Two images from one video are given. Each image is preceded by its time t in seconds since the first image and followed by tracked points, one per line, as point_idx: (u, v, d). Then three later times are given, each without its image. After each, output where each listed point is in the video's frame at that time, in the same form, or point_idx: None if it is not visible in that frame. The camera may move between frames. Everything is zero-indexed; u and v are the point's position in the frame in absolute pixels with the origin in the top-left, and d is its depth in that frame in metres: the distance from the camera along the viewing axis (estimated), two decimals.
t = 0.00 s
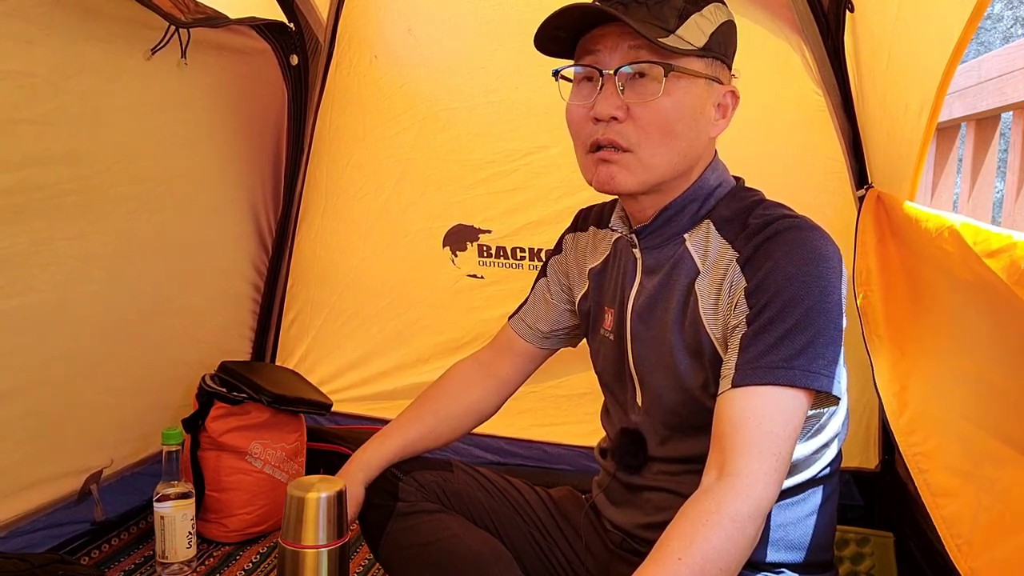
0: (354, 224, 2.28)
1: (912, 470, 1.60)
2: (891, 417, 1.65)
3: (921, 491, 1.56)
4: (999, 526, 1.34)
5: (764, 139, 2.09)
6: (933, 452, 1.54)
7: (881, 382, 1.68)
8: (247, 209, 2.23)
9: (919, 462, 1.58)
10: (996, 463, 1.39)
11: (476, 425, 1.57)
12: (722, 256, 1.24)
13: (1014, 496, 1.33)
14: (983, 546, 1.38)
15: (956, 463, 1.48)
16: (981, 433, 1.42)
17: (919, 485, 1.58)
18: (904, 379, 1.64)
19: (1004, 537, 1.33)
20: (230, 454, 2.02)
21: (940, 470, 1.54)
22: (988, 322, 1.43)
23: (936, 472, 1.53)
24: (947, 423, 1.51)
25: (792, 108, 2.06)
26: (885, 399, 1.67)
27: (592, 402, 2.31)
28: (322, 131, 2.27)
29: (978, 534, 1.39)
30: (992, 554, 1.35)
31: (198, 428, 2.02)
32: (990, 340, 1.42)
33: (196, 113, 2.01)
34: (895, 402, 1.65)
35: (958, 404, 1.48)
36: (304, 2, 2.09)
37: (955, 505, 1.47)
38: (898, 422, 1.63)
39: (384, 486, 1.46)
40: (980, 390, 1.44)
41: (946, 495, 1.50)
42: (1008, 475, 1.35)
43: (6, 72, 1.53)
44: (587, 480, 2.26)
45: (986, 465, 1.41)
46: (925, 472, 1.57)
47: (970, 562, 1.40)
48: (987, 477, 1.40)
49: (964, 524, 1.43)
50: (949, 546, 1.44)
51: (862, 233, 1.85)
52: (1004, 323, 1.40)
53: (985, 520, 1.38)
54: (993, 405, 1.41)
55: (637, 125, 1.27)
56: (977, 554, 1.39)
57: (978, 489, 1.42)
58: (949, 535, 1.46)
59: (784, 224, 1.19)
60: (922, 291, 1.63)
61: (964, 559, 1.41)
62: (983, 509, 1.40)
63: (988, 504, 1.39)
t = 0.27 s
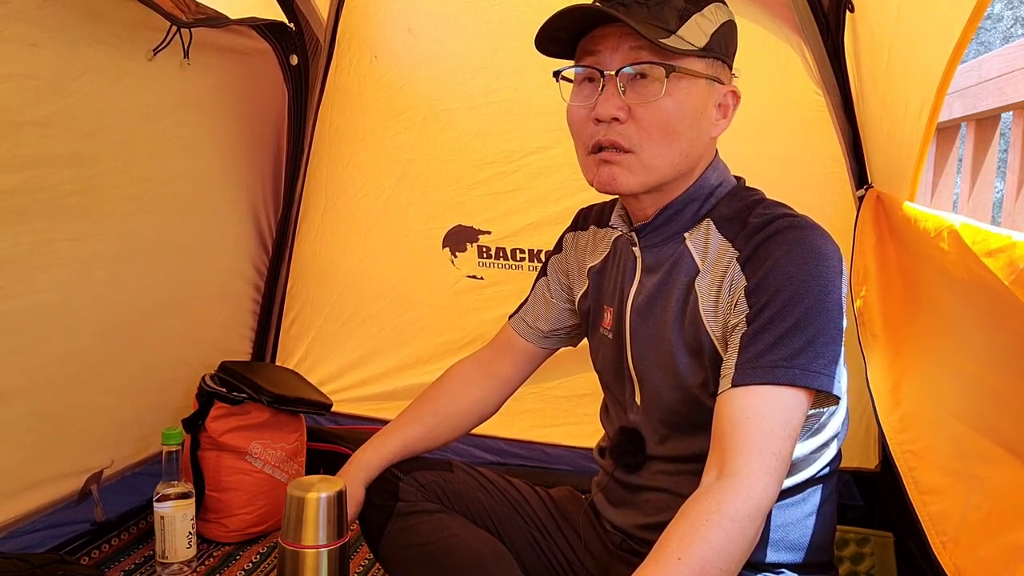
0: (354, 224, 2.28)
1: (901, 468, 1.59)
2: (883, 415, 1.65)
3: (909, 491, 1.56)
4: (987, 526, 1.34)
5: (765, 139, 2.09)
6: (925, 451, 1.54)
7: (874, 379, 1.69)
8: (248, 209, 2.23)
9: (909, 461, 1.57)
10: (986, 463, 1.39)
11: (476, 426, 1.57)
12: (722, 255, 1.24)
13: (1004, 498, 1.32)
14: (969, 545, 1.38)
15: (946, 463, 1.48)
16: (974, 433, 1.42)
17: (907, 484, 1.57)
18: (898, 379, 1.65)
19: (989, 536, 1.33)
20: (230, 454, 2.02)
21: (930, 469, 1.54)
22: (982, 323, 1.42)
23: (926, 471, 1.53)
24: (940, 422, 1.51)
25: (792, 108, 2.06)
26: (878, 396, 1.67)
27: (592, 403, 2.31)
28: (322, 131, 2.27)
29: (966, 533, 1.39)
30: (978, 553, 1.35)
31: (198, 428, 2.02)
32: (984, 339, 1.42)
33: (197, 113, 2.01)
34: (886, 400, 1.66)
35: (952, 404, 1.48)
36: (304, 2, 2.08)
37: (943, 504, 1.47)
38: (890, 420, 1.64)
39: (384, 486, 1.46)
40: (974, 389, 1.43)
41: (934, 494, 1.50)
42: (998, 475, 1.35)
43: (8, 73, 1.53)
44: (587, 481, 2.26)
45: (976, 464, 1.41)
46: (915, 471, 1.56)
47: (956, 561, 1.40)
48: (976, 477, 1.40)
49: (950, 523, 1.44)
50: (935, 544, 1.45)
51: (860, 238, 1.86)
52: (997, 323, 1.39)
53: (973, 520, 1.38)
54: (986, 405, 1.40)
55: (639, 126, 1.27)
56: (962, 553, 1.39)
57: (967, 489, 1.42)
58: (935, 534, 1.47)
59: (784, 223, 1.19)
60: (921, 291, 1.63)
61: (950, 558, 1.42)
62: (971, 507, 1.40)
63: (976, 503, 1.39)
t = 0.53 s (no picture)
0: (355, 224, 2.28)
1: (906, 469, 1.60)
2: (886, 416, 1.66)
3: (915, 491, 1.57)
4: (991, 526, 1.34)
5: (765, 139, 2.09)
6: (928, 451, 1.54)
7: (877, 380, 1.70)
8: (248, 210, 2.23)
9: (914, 461, 1.58)
10: (989, 462, 1.38)
11: (476, 426, 1.57)
12: (722, 256, 1.24)
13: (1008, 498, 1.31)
14: (975, 545, 1.37)
15: (949, 463, 1.48)
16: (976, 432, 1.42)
17: (913, 484, 1.58)
18: (899, 379, 1.65)
19: (994, 536, 1.32)
20: (230, 454, 2.02)
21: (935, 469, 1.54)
22: (981, 322, 1.42)
23: (931, 471, 1.53)
24: (942, 422, 1.51)
25: (792, 108, 2.06)
26: (880, 397, 1.68)
27: (592, 403, 2.31)
28: (323, 131, 2.26)
29: (971, 533, 1.39)
30: (983, 554, 1.34)
31: (198, 428, 2.02)
32: (984, 338, 1.42)
33: (198, 113, 2.01)
34: (889, 401, 1.66)
35: (954, 403, 1.48)
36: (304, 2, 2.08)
37: (948, 504, 1.47)
38: (894, 421, 1.64)
39: (384, 486, 1.46)
40: (974, 388, 1.43)
41: (939, 494, 1.50)
42: (1001, 474, 1.34)
43: (12, 77, 1.53)
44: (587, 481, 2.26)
45: (979, 464, 1.40)
46: (920, 471, 1.57)
47: (961, 561, 1.40)
48: (981, 476, 1.39)
49: (957, 523, 1.43)
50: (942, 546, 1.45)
51: (860, 239, 1.85)
52: (997, 322, 1.38)
53: (978, 520, 1.38)
54: (986, 404, 1.40)
55: (635, 126, 1.27)
56: (969, 553, 1.38)
57: (971, 488, 1.41)
58: (942, 535, 1.46)
59: (784, 224, 1.19)
60: (921, 290, 1.63)
61: (955, 558, 1.42)
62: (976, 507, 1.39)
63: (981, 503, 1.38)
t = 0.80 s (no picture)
0: (354, 224, 2.28)
1: (912, 470, 1.61)
2: (891, 417, 1.67)
3: (921, 492, 1.58)
4: (998, 527, 1.34)
5: (765, 138, 2.09)
6: (933, 452, 1.55)
7: (880, 381, 1.70)
8: (248, 209, 2.23)
9: (920, 462, 1.59)
10: (992, 462, 1.38)
11: (476, 426, 1.57)
12: (722, 255, 1.24)
13: (1012, 497, 1.32)
14: (982, 546, 1.38)
15: (955, 464, 1.49)
16: (980, 433, 1.42)
17: (919, 485, 1.59)
18: (903, 380, 1.66)
19: (1001, 537, 1.33)
20: (230, 454, 2.02)
21: (940, 470, 1.54)
22: (983, 322, 1.42)
23: (937, 472, 1.54)
24: (946, 423, 1.52)
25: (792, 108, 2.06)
26: (885, 399, 1.69)
27: (592, 403, 2.31)
28: (323, 131, 2.27)
29: (977, 534, 1.39)
30: (990, 554, 1.35)
31: (198, 428, 2.02)
32: (986, 339, 1.42)
33: (198, 113, 2.01)
34: (894, 402, 1.67)
35: (957, 404, 1.48)
36: (304, 2, 2.08)
37: (953, 506, 1.48)
38: (898, 422, 1.65)
39: (385, 487, 1.46)
40: (977, 389, 1.43)
41: (946, 496, 1.51)
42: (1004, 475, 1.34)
43: (11, 75, 1.53)
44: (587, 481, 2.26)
45: (983, 465, 1.40)
46: (926, 472, 1.58)
47: (969, 563, 1.41)
48: (986, 477, 1.39)
49: (964, 525, 1.43)
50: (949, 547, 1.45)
51: (860, 243, 1.86)
52: (998, 322, 1.38)
53: (984, 521, 1.38)
54: (988, 405, 1.40)
55: (614, 113, 1.29)
56: (977, 554, 1.39)
57: (977, 488, 1.42)
58: (949, 535, 1.47)
59: (785, 223, 1.19)
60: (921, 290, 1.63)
61: (963, 559, 1.42)
62: (983, 508, 1.39)
63: (987, 504, 1.38)
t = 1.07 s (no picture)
0: (354, 224, 2.28)
1: (912, 470, 1.61)
2: (892, 417, 1.67)
3: (923, 493, 1.57)
4: (1000, 527, 1.34)
5: (765, 138, 2.09)
6: (934, 452, 1.55)
7: (881, 382, 1.70)
8: (248, 209, 2.23)
9: (920, 462, 1.59)
10: (995, 463, 1.38)
11: (476, 426, 1.57)
12: (723, 255, 1.24)
13: (1013, 497, 1.32)
14: (984, 546, 1.38)
15: (956, 464, 1.49)
16: (982, 433, 1.41)
17: (920, 486, 1.59)
18: (903, 380, 1.66)
19: (1003, 537, 1.33)
20: (230, 454, 2.02)
21: (941, 470, 1.55)
22: (984, 322, 1.42)
23: (937, 473, 1.54)
24: (948, 423, 1.52)
25: (791, 108, 2.06)
26: (884, 399, 1.69)
27: (592, 403, 2.31)
28: (322, 131, 2.26)
29: (978, 535, 1.39)
30: (992, 555, 1.35)
31: (198, 427, 2.02)
32: (987, 338, 1.41)
33: (198, 113, 2.01)
34: (894, 402, 1.67)
35: (959, 404, 1.48)
36: (304, 2, 2.08)
37: (955, 506, 1.48)
38: (898, 422, 1.65)
39: (385, 487, 1.46)
40: (980, 389, 1.43)
41: (948, 496, 1.51)
42: (1006, 475, 1.34)
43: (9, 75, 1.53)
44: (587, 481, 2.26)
45: (986, 465, 1.40)
46: (926, 473, 1.58)
47: (970, 563, 1.41)
48: (988, 478, 1.39)
49: (966, 525, 1.43)
50: (951, 547, 1.45)
51: (861, 242, 1.86)
52: (999, 321, 1.38)
53: (986, 522, 1.38)
54: (990, 406, 1.40)
55: (615, 110, 1.29)
56: (978, 554, 1.39)
57: (979, 489, 1.42)
58: (951, 536, 1.47)
59: (787, 223, 1.19)
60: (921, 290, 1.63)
61: (965, 559, 1.42)
62: (985, 509, 1.39)
63: (990, 504, 1.38)
